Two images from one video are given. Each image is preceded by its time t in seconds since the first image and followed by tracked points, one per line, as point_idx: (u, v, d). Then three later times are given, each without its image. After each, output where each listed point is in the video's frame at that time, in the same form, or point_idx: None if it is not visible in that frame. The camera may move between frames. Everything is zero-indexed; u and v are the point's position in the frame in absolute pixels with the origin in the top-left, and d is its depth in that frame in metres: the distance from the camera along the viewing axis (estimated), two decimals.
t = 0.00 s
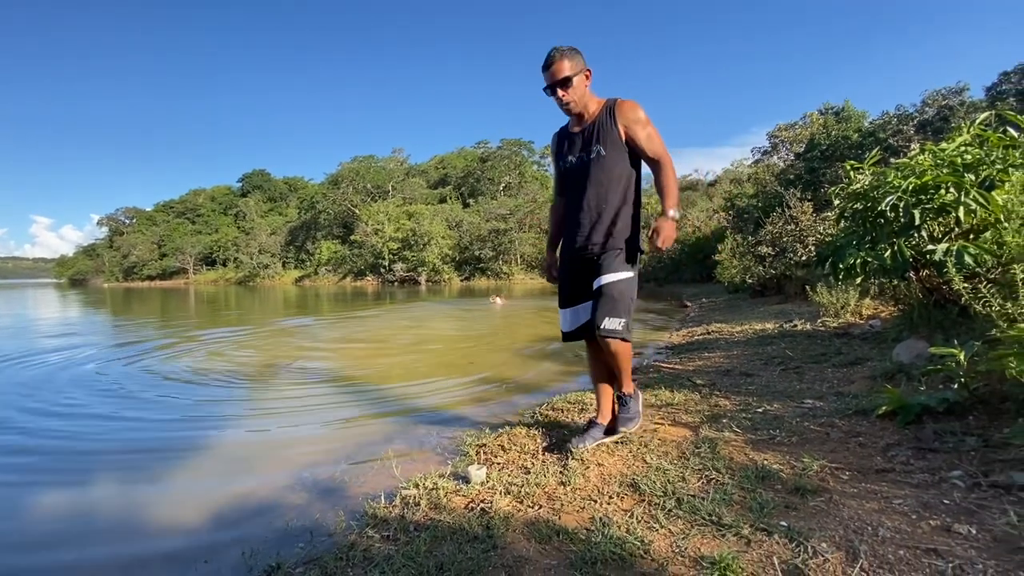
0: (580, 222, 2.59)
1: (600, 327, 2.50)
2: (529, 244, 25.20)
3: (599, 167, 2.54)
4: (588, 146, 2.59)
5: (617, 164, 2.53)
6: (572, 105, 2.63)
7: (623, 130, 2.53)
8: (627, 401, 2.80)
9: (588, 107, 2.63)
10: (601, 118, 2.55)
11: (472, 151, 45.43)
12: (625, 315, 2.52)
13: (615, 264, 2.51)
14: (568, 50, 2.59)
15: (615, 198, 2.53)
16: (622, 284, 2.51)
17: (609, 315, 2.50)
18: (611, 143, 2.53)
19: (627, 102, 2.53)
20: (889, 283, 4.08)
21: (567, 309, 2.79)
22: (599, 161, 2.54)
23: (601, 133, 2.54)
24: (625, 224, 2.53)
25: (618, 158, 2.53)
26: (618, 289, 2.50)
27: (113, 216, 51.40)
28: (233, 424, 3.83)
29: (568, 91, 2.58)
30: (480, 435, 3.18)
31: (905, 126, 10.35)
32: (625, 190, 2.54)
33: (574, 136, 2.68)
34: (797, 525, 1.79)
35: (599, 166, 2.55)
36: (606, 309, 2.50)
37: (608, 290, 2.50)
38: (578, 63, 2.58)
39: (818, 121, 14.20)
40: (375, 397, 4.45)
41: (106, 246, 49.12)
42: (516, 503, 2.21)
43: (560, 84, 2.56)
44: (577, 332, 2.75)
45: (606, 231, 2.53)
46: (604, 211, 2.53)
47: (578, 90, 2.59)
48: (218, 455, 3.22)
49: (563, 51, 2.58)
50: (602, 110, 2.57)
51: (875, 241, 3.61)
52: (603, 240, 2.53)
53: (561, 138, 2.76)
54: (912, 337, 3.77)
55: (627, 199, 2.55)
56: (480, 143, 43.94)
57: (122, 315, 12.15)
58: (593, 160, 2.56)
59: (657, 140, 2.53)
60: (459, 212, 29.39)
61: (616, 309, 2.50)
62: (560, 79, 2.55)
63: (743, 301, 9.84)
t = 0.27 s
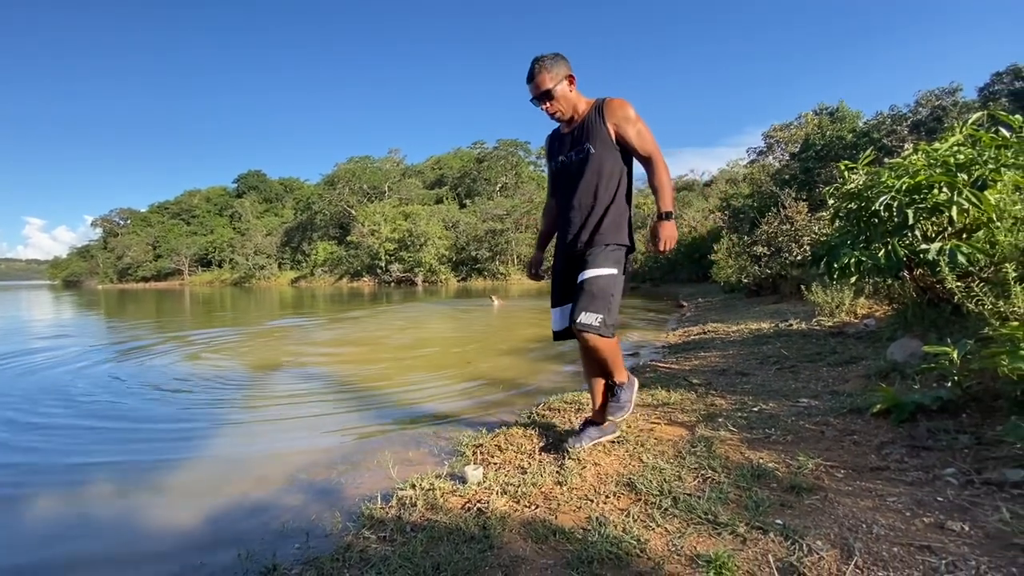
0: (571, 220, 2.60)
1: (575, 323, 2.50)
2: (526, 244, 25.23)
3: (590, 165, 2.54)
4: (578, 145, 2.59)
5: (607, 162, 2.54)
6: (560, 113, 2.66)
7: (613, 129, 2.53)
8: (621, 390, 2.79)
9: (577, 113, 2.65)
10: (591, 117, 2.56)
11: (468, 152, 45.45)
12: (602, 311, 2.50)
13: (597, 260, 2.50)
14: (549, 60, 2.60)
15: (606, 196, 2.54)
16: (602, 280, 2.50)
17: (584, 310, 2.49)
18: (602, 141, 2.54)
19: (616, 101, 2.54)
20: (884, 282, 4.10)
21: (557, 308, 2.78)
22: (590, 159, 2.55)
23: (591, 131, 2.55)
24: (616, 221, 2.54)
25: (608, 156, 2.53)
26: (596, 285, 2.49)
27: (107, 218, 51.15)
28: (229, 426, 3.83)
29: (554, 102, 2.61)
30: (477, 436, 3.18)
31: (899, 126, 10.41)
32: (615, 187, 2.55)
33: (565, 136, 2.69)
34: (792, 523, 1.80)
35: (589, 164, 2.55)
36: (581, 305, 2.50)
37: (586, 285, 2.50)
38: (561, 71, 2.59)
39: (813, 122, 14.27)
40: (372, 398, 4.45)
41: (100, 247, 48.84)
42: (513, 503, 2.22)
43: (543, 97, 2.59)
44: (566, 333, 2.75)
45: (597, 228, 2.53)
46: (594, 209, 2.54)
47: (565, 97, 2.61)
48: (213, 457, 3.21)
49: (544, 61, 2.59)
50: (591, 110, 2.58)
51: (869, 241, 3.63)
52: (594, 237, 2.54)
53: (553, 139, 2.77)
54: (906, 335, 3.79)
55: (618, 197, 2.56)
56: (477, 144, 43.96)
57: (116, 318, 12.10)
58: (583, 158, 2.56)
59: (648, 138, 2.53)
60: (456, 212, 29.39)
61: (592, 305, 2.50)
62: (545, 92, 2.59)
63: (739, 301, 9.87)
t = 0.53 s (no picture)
0: (568, 221, 2.61)
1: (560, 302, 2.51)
2: (523, 245, 25.25)
3: (583, 166, 2.55)
4: (571, 146, 2.60)
5: (600, 162, 2.54)
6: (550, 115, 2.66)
7: (604, 128, 2.54)
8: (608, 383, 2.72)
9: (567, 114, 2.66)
10: (582, 118, 2.56)
11: (465, 153, 45.45)
12: (588, 296, 2.50)
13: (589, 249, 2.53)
14: (537, 63, 2.60)
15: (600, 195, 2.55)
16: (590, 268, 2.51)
17: (569, 291, 2.50)
18: (593, 141, 2.54)
19: (606, 101, 2.54)
20: (878, 282, 4.12)
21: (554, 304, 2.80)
22: (582, 160, 2.55)
23: (582, 133, 2.55)
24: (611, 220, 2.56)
25: (601, 157, 2.54)
26: (584, 269, 2.51)
27: (102, 219, 50.92)
28: (224, 427, 3.82)
29: (543, 105, 2.61)
30: (473, 437, 3.18)
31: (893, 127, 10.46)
32: (609, 187, 2.56)
33: (557, 138, 2.69)
34: (788, 522, 1.81)
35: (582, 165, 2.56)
36: (568, 286, 2.52)
37: (575, 270, 2.53)
38: (549, 74, 2.59)
39: (808, 122, 14.32)
40: (368, 399, 4.44)
41: (95, 248, 48.61)
42: (509, 504, 2.22)
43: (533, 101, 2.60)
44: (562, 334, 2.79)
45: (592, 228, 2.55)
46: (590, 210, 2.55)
47: (554, 100, 2.61)
48: (209, 459, 3.20)
49: (532, 64, 2.59)
50: (581, 111, 2.58)
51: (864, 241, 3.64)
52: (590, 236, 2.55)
53: (545, 142, 2.77)
54: (900, 335, 3.80)
55: (613, 196, 2.57)
56: (473, 144, 43.96)
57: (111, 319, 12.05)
58: (576, 159, 2.57)
59: (638, 136, 2.53)
60: (452, 213, 29.37)
61: (579, 288, 2.50)
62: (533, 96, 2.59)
63: (735, 301, 9.90)
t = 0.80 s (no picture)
0: (562, 220, 2.62)
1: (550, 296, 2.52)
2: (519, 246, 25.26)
3: (578, 165, 2.55)
4: (566, 146, 2.60)
5: (595, 161, 2.55)
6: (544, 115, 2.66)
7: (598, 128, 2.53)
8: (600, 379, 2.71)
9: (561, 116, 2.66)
10: (577, 118, 2.57)
11: (461, 154, 45.45)
12: (580, 294, 2.51)
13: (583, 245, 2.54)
14: (534, 63, 2.61)
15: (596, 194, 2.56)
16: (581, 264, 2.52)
17: (560, 287, 2.51)
18: (588, 142, 2.54)
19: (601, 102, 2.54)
20: (873, 283, 4.13)
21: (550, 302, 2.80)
22: (577, 159, 2.56)
23: (578, 133, 2.56)
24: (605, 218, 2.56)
25: (596, 156, 2.54)
26: (576, 266, 2.52)
27: (97, 220, 50.70)
28: (219, 429, 3.81)
29: (539, 103, 2.61)
30: (470, 438, 3.18)
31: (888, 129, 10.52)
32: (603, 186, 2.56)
33: (554, 139, 2.70)
34: (783, 522, 1.81)
35: (577, 164, 2.56)
36: (560, 283, 2.53)
37: (567, 266, 2.55)
38: (545, 74, 2.59)
39: (804, 123, 14.37)
40: (365, 400, 4.44)
41: (90, 250, 48.40)
42: (505, 505, 2.22)
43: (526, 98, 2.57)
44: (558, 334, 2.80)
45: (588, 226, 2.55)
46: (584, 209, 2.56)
47: (550, 99, 2.61)
48: (204, 461, 3.20)
49: (528, 64, 2.59)
50: (576, 112, 2.58)
51: (859, 242, 3.66)
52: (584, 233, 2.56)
53: (542, 143, 2.78)
54: (894, 335, 3.81)
55: (607, 195, 2.57)
56: (470, 145, 43.95)
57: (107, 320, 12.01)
58: (571, 158, 2.57)
59: (632, 136, 2.52)
60: (449, 214, 29.37)
61: (570, 285, 2.51)
62: (529, 93, 2.59)
63: (731, 301, 9.92)
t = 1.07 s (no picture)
0: (558, 221, 2.62)
1: (552, 305, 2.53)
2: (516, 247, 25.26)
3: (575, 166, 2.55)
4: (564, 146, 2.59)
5: (592, 163, 2.54)
6: (550, 105, 2.65)
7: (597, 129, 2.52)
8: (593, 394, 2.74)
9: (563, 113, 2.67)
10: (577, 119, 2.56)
11: (458, 155, 45.44)
12: (580, 301, 2.52)
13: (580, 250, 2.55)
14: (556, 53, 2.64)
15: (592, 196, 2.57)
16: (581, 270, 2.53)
17: (561, 295, 2.52)
18: (586, 142, 2.54)
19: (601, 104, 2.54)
20: (869, 283, 4.15)
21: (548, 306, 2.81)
22: (575, 160, 2.55)
23: (577, 134, 2.55)
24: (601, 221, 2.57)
25: (593, 158, 2.53)
26: (575, 273, 2.53)
27: (91, 221, 50.47)
28: (215, 431, 3.80)
29: (550, 88, 2.61)
30: (468, 438, 3.18)
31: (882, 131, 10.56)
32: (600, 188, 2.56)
33: (551, 138, 2.68)
34: (780, 522, 1.82)
35: (574, 165, 2.56)
36: (560, 291, 2.53)
37: (565, 273, 2.54)
38: (560, 67, 2.61)
39: (799, 125, 14.42)
40: (362, 402, 4.43)
41: (85, 251, 48.21)
42: (503, 506, 2.22)
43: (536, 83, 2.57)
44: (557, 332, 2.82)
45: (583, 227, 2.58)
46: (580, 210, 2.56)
47: (561, 90, 2.63)
48: (200, 463, 3.19)
49: (546, 53, 2.61)
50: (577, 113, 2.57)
51: (855, 242, 3.67)
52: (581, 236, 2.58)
53: (539, 142, 2.77)
54: (890, 335, 3.82)
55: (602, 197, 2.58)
56: (467, 146, 43.95)
57: (102, 322, 11.97)
58: (569, 159, 2.56)
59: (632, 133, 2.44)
60: (446, 215, 29.36)
61: (570, 292, 2.52)
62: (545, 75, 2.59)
63: (728, 302, 9.94)
